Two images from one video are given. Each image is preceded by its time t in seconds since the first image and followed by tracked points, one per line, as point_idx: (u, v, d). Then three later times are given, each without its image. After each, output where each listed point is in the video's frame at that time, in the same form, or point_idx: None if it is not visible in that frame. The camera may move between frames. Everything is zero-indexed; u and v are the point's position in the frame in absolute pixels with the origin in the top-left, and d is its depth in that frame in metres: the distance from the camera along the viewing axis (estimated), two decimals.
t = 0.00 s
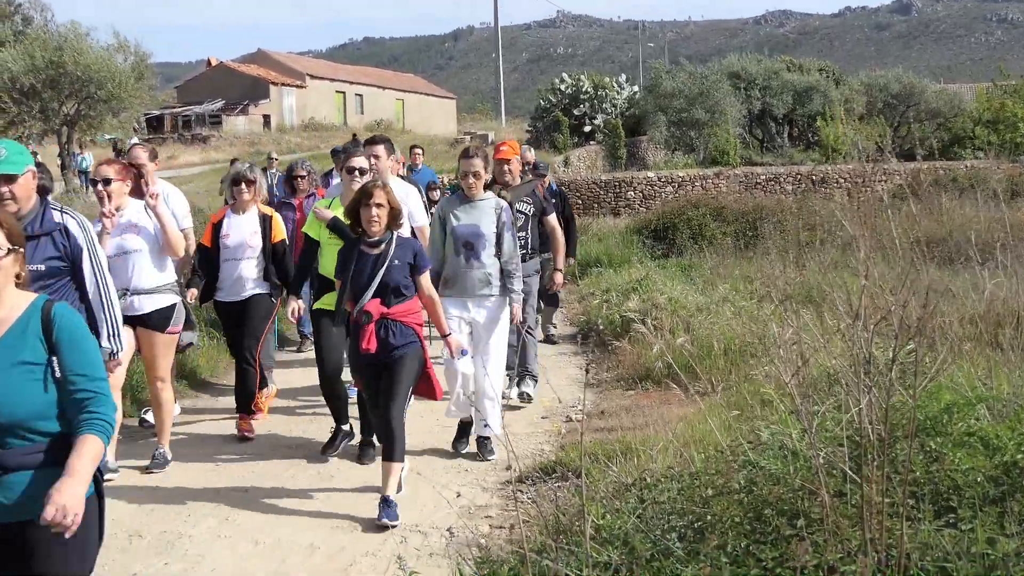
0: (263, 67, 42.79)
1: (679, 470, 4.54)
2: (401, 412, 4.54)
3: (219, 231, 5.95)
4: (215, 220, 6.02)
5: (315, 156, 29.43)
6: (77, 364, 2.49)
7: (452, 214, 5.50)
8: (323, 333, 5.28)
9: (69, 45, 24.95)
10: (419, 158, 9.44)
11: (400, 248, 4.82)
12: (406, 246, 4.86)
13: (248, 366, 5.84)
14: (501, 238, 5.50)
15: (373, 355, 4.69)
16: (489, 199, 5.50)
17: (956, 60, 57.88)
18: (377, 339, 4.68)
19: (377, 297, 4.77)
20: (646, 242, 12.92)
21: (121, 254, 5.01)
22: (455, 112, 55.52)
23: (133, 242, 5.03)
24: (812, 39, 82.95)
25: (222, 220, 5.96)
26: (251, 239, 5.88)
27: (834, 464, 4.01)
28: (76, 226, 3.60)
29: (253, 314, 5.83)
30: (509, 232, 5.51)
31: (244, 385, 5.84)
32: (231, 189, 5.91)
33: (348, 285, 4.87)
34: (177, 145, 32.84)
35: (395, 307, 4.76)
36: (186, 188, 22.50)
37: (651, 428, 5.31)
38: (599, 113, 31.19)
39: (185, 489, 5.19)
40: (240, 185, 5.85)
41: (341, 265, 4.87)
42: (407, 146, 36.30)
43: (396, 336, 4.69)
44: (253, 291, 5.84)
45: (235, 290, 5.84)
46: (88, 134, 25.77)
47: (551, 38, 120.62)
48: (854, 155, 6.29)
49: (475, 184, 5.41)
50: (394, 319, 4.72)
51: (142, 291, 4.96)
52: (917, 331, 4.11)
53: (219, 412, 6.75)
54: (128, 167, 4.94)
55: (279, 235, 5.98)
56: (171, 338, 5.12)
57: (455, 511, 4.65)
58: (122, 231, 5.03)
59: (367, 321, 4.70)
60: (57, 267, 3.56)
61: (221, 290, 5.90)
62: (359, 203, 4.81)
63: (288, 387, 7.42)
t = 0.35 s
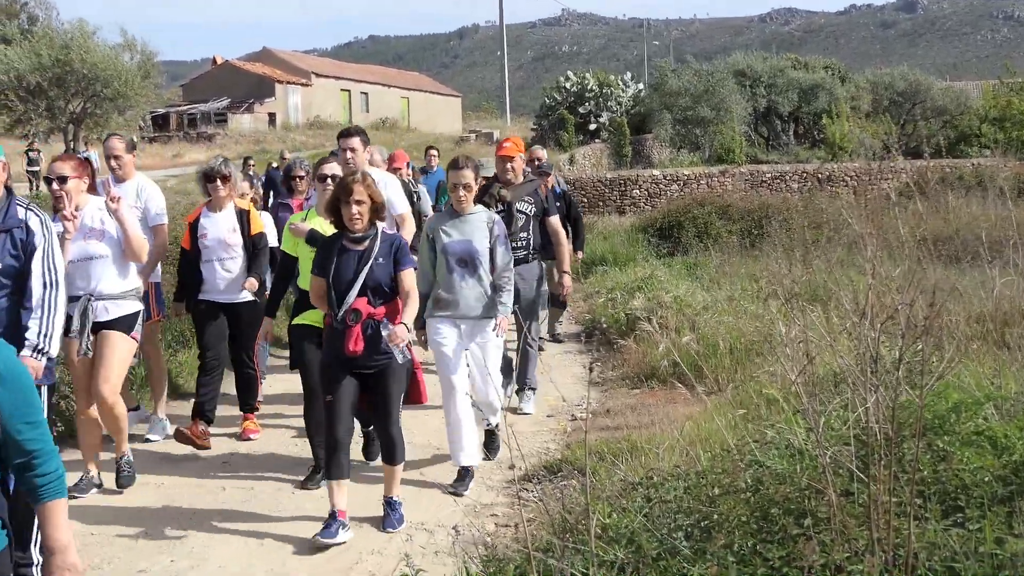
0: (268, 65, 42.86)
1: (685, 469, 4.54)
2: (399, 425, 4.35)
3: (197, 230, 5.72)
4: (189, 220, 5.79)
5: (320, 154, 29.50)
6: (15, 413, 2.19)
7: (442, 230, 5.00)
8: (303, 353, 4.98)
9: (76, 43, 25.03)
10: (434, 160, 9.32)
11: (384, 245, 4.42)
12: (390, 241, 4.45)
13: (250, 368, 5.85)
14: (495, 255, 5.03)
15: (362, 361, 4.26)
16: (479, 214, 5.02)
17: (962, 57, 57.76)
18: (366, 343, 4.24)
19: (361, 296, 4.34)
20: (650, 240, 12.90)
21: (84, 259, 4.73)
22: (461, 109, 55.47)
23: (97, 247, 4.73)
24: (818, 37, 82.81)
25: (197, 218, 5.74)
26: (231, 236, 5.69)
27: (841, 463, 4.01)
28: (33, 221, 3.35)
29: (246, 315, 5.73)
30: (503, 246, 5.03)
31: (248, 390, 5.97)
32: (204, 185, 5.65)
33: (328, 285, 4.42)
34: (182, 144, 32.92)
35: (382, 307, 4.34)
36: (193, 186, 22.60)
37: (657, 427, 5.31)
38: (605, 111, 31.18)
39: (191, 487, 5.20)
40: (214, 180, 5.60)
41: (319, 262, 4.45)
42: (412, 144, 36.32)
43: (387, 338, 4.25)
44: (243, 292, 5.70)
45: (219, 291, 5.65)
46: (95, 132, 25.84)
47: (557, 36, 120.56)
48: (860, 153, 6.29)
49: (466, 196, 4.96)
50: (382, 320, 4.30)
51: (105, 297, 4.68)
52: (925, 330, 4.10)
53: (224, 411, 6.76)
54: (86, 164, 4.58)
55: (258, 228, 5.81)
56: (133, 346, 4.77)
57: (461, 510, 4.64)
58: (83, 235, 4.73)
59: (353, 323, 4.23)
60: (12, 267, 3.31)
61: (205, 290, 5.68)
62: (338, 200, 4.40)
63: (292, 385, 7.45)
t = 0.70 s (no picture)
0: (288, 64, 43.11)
1: (707, 467, 4.53)
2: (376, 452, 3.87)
3: (173, 236, 5.15)
4: (164, 226, 5.20)
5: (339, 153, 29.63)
6: None
7: (447, 228, 4.74)
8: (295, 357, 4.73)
9: (99, 42, 25.34)
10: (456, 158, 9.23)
11: (356, 252, 4.01)
12: (365, 249, 4.04)
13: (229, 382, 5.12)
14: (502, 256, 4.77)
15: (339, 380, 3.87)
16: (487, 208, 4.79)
17: (987, 54, 57.13)
18: (344, 360, 3.87)
19: (334, 310, 3.94)
20: (673, 239, 12.86)
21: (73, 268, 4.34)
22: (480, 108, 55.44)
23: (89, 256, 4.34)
24: (839, 35, 82.27)
25: (173, 223, 5.17)
26: (212, 242, 5.13)
27: (863, 461, 3.99)
28: None
29: (226, 326, 5.10)
30: (513, 250, 4.82)
31: (228, 408, 5.23)
32: (180, 186, 5.09)
33: (300, 298, 4.01)
34: (201, 142, 33.17)
35: (360, 321, 3.95)
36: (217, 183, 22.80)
37: (679, 425, 5.30)
38: (625, 109, 31.09)
39: (214, 482, 5.21)
40: (192, 179, 5.02)
41: (289, 277, 4.06)
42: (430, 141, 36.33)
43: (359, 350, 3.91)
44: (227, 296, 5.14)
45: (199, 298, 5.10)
46: (117, 130, 26.13)
47: (576, 35, 120.32)
48: (881, 151, 6.29)
49: (473, 191, 4.68)
50: (360, 335, 3.93)
51: (92, 310, 4.30)
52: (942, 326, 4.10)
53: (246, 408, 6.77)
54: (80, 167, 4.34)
55: (241, 232, 5.24)
56: (122, 362, 4.36)
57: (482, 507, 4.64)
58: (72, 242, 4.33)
59: (332, 337, 3.89)
60: None
61: (183, 301, 5.13)
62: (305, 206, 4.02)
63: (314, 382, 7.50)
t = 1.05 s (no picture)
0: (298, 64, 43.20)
1: (716, 468, 4.51)
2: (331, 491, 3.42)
3: (143, 244, 4.83)
4: (136, 233, 4.89)
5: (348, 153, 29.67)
6: None
7: (434, 224, 4.44)
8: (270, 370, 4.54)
9: (110, 41, 25.41)
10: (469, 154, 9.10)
11: (331, 276, 3.72)
12: (342, 272, 3.75)
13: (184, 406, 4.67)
14: (492, 253, 4.43)
15: (295, 415, 3.59)
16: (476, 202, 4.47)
17: (997, 56, 57.02)
18: (299, 395, 3.57)
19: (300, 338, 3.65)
20: (682, 239, 12.87)
21: (31, 290, 3.97)
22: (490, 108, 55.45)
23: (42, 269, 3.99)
24: (849, 37, 82.19)
25: (145, 230, 4.84)
26: (182, 253, 4.78)
27: (872, 461, 3.98)
28: None
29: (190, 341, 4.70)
30: (501, 244, 4.44)
31: (180, 432, 4.71)
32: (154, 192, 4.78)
33: (266, 322, 3.76)
34: (210, 142, 33.23)
35: (322, 351, 3.64)
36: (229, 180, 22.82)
37: (688, 425, 5.30)
38: (635, 110, 31.07)
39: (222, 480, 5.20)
40: (166, 185, 4.72)
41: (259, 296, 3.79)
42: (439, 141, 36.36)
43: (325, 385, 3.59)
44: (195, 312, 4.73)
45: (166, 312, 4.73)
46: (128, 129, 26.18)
47: (585, 37, 120.35)
48: (892, 152, 6.29)
49: (460, 185, 4.37)
50: (322, 366, 3.62)
51: (42, 325, 3.95)
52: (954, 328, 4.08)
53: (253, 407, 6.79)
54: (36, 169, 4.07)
55: (217, 244, 4.90)
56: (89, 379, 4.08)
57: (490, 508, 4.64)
58: (27, 250, 3.99)
59: (290, 370, 3.59)
60: None
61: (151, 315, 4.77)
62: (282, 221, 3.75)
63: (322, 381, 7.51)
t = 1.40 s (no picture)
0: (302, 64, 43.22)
1: (721, 468, 4.50)
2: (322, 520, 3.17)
3: (97, 250, 4.65)
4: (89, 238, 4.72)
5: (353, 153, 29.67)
6: None
7: (397, 240, 4.25)
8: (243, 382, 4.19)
9: (116, 41, 25.46)
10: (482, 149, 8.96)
11: (286, 284, 3.22)
12: (299, 276, 3.26)
13: (173, 418, 4.81)
14: (461, 267, 4.24)
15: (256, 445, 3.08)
16: (445, 214, 4.27)
17: (1004, 57, 56.82)
18: (263, 419, 3.07)
19: (256, 355, 3.16)
20: (688, 239, 12.86)
21: None
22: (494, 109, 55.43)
23: None
24: (855, 38, 82.08)
25: (97, 235, 4.67)
26: (135, 254, 4.62)
27: (878, 462, 3.95)
28: None
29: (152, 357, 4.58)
30: (472, 258, 4.24)
31: (175, 442, 4.85)
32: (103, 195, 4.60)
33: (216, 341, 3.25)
34: (215, 141, 33.24)
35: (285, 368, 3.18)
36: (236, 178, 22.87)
37: (694, 425, 5.31)
38: (641, 110, 31.04)
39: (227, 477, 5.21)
40: (115, 186, 4.55)
41: (206, 309, 3.30)
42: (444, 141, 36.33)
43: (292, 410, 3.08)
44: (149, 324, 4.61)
45: (122, 322, 4.56)
46: (133, 129, 26.22)
47: (590, 38, 120.29)
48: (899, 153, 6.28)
49: (424, 197, 4.19)
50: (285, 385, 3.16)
51: None
52: (962, 330, 4.06)
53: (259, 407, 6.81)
54: None
55: (171, 240, 4.71)
56: (6, 395, 3.78)
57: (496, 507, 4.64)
58: None
59: (247, 392, 3.09)
60: None
61: (108, 324, 4.58)
62: (226, 225, 3.27)
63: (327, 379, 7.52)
